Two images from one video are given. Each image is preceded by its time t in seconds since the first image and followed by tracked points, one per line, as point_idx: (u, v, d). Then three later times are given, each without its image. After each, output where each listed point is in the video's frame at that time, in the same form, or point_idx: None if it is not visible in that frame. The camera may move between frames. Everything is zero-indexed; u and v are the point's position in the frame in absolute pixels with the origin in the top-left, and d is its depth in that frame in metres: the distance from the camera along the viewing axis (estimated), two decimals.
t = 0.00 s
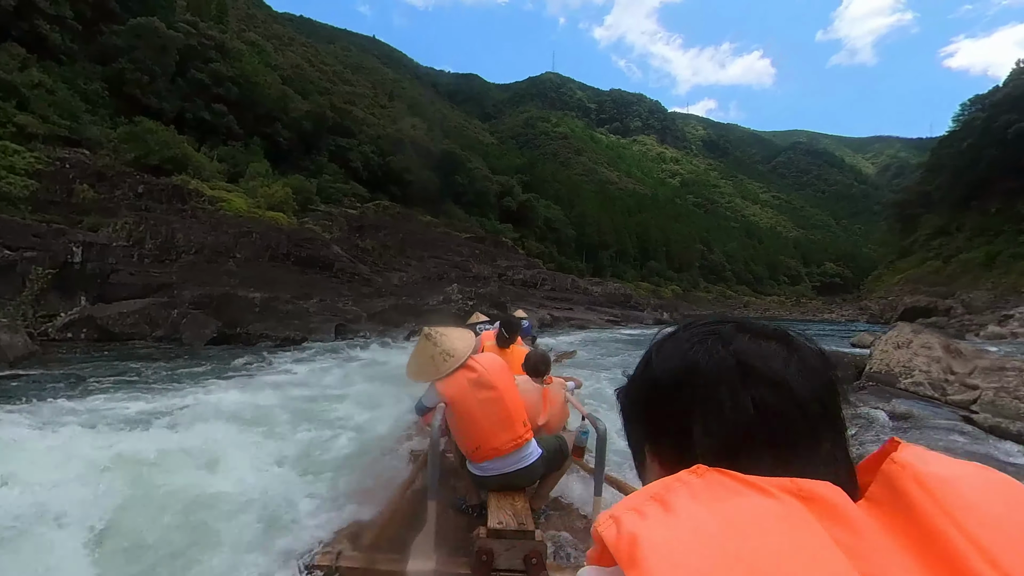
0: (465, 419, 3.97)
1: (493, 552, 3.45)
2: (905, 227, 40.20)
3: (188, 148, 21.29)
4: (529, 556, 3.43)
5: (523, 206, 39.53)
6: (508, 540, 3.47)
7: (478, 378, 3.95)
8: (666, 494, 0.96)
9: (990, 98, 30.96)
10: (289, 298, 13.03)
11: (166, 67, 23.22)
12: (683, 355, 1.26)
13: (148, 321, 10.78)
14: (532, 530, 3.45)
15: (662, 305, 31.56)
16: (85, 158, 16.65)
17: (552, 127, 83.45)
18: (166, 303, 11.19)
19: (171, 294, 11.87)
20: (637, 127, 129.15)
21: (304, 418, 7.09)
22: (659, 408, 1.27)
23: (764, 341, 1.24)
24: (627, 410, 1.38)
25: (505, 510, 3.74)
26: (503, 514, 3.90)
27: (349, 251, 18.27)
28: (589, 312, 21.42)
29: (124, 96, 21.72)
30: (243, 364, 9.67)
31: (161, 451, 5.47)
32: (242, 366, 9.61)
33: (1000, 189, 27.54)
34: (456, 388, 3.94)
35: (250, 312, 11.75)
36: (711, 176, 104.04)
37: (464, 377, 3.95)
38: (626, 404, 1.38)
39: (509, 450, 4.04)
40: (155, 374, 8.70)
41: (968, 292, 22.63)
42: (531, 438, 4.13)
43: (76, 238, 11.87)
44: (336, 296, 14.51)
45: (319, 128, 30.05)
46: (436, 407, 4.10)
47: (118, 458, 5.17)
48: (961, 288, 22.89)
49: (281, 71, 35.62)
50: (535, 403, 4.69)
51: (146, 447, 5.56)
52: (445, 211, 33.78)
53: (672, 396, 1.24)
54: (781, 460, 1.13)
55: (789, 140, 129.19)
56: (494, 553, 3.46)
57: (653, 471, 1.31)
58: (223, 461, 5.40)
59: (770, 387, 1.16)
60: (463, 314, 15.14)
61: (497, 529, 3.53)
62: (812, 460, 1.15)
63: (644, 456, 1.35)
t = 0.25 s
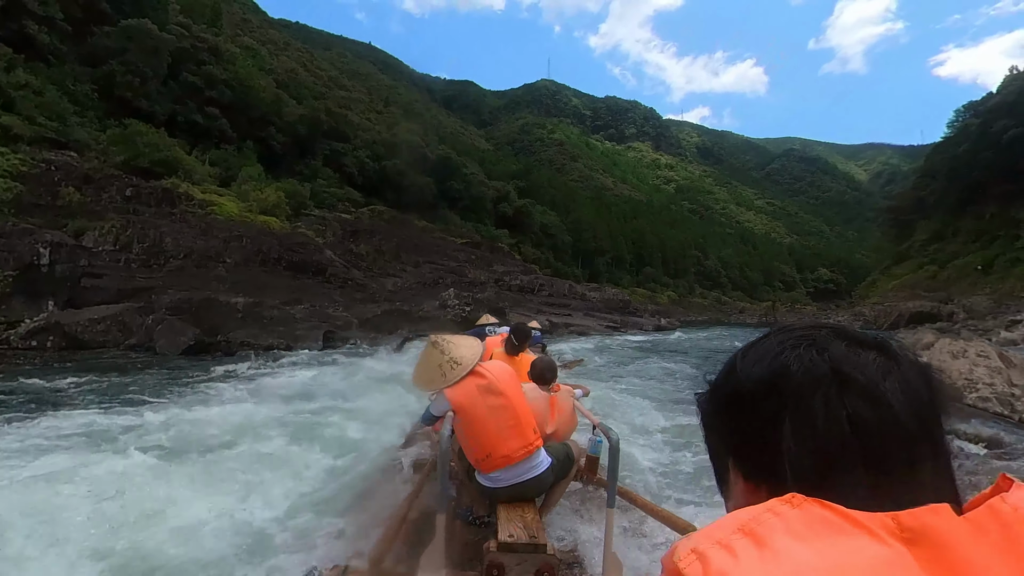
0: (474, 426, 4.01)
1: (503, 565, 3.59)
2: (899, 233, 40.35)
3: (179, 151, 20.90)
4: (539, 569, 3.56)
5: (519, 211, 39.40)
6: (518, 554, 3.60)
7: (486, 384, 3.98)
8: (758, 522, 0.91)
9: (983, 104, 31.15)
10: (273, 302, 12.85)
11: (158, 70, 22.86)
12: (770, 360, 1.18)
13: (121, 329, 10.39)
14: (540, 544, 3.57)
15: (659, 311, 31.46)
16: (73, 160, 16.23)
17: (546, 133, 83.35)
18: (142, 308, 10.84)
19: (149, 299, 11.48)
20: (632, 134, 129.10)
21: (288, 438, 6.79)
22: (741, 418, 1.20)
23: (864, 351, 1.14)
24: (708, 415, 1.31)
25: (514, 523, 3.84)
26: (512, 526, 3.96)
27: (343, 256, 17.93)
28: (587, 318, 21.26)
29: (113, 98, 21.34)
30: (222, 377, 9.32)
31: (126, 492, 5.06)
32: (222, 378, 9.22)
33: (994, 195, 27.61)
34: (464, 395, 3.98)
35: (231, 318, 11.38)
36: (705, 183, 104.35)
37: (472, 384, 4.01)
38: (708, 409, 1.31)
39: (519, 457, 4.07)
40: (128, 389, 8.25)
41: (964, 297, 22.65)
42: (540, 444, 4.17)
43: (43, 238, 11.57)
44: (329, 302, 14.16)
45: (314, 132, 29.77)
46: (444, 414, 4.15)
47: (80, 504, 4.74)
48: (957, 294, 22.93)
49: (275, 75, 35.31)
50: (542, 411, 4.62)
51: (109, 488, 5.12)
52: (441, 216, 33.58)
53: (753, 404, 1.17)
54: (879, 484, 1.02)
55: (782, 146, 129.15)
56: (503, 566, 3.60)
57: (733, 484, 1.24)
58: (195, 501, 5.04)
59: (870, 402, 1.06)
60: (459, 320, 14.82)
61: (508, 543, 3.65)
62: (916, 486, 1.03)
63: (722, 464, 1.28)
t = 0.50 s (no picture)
0: (465, 434, 3.68)
1: None
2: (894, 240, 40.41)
3: (168, 154, 20.49)
4: None
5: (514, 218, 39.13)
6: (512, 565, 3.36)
7: (476, 388, 3.68)
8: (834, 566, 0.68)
9: (977, 112, 31.22)
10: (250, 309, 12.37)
11: (147, 72, 22.49)
12: (860, 296, 0.83)
13: (84, 334, 9.80)
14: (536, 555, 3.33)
15: (655, 318, 31.21)
16: (56, 162, 15.81)
17: (541, 141, 83.30)
18: (106, 313, 10.19)
19: (118, 303, 11.04)
20: (626, 142, 129.17)
21: (265, 450, 6.33)
22: (814, 378, 0.88)
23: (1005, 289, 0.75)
24: (774, 370, 1.00)
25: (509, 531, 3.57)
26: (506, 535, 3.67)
27: (334, 261, 17.54)
28: (584, 324, 20.95)
29: (100, 99, 20.88)
30: (197, 389, 8.74)
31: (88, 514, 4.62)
32: (198, 391, 8.65)
33: (990, 202, 27.55)
34: (454, 401, 3.66)
35: (206, 326, 11.01)
36: (699, 190, 104.69)
37: (462, 389, 3.69)
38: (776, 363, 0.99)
39: (513, 467, 3.72)
40: (99, 402, 7.74)
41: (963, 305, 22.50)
42: (537, 453, 3.82)
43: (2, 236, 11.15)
44: (317, 308, 13.69)
45: (307, 136, 29.44)
46: (437, 423, 3.83)
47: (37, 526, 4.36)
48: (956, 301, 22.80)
49: (269, 79, 35.04)
50: (539, 417, 4.29)
51: (70, 508, 4.73)
52: (436, 222, 33.27)
53: (831, 364, 0.84)
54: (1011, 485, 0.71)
55: (775, 154, 129.21)
56: None
57: (803, 463, 0.93)
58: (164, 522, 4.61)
59: (1002, 365, 0.70)
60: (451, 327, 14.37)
61: (501, 553, 3.39)
62: None
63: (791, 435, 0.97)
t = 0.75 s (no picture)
0: (462, 446, 3.42)
1: None
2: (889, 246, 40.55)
3: (158, 157, 20.15)
4: None
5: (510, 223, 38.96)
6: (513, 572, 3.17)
7: (474, 396, 3.41)
8: None
9: (971, 118, 31.33)
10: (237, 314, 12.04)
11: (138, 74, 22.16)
12: (781, 323, 0.84)
13: (49, 342, 9.35)
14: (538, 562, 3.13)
15: (652, 323, 31.05)
16: (43, 164, 15.45)
17: (536, 147, 83.19)
18: (75, 319, 9.82)
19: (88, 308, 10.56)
20: (621, 148, 129.14)
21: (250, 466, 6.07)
22: (741, 399, 0.89)
23: (917, 327, 0.77)
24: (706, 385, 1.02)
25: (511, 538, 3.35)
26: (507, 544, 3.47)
27: (327, 266, 17.24)
28: (581, 330, 20.74)
29: (90, 101, 20.53)
30: (178, 400, 8.31)
31: (53, 543, 4.29)
32: (180, 403, 8.23)
33: (985, 208, 27.54)
34: (451, 410, 3.39)
35: (179, 332, 10.46)
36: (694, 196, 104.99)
37: (459, 397, 3.42)
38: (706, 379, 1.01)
39: (512, 480, 3.46)
40: (75, 412, 7.44)
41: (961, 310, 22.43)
42: (539, 466, 3.54)
43: None
44: (306, 314, 13.31)
45: (300, 140, 29.16)
46: (434, 432, 3.57)
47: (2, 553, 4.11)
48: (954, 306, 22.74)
49: (263, 83, 34.78)
50: (540, 426, 4.04)
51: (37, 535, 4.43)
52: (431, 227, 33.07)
53: (746, 393, 0.87)
54: (912, 518, 0.73)
55: (769, 160, 129.22)
56: None
57: (726, 477, 0.96)
58: (135, 549, 4.30)
59: (908, 405, 0.72)
60: (445, 334, 14.04)
61: (502, 561, 3.20)
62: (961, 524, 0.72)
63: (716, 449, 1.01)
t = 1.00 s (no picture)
0: (484, 446, 3.36)
1: None
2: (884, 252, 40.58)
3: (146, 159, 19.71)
4: None
5: (505, 228, 38.70)
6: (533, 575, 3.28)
7: (508, 395, 3.35)
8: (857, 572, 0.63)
9: (965, 123, 31.41)
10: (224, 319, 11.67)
11: (127, 74, 21.73)
12: (874, 300, 0.82)
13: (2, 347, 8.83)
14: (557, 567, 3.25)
15: (648, 329, 30.76)
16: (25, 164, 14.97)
17: (531, 153, 82.98)
18: (33, 321, 9.36)
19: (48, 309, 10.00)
20: (615, 155, 129.17)
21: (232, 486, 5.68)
22: (829, 380, 0.87)
23: (1008, 298, 0.73)
24: (789, 369, 0.99)
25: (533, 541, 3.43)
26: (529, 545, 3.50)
27: (318, 270, 16.82)
28: (579, 335, 20.45)
29: (76, 102, 20.03)
30: (155, 416, 7.77)
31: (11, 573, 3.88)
32: (159, 419, 7.72)
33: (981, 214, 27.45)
34: (482, 406, 3.33)
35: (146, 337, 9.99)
36: (687, 203, 105.26)
37: (492, 394, 3.36)
38: (790, 363, 0.98)
39: (532, 486, 3.40)
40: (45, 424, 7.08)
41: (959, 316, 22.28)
42: (561, 475, 3.48)
43: None
44: (292, 319, 12.86)
45: (293, 143, 28.81)
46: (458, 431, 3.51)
47: None
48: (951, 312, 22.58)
49: (256, 86, 34.44)
50: (559, 429, 3.95)
51: None
52: (425, 232, 32.75)
53: (841, 370, 0.85)
54: (1016, 499, 0.71)
55: (761, 167, 129.19)
56: None
57: (816, 461, 0.94)
58: None
59: (1015, 377, 0.68)
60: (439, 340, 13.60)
61: (523, 563, 3.32)
62: None
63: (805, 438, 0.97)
